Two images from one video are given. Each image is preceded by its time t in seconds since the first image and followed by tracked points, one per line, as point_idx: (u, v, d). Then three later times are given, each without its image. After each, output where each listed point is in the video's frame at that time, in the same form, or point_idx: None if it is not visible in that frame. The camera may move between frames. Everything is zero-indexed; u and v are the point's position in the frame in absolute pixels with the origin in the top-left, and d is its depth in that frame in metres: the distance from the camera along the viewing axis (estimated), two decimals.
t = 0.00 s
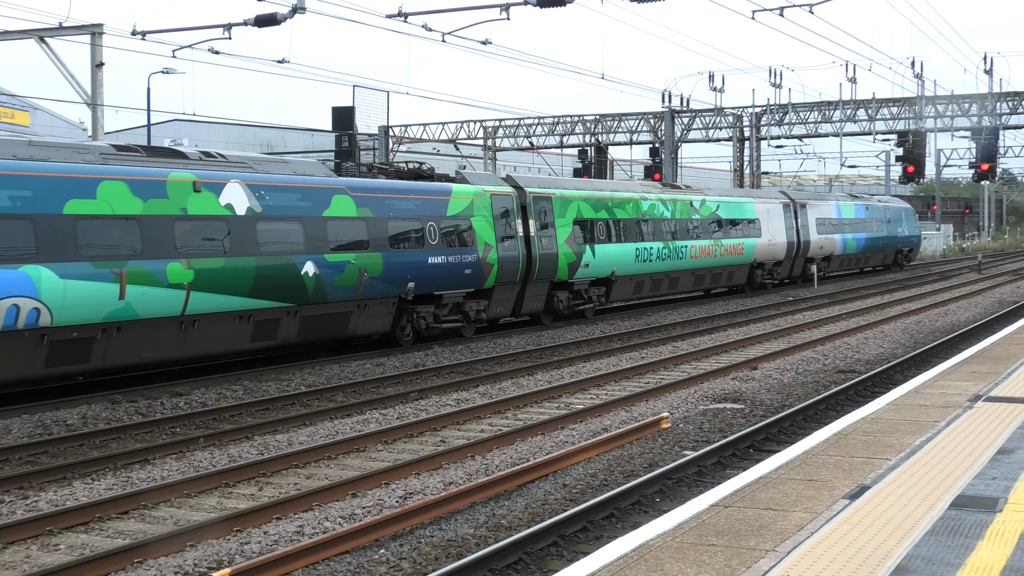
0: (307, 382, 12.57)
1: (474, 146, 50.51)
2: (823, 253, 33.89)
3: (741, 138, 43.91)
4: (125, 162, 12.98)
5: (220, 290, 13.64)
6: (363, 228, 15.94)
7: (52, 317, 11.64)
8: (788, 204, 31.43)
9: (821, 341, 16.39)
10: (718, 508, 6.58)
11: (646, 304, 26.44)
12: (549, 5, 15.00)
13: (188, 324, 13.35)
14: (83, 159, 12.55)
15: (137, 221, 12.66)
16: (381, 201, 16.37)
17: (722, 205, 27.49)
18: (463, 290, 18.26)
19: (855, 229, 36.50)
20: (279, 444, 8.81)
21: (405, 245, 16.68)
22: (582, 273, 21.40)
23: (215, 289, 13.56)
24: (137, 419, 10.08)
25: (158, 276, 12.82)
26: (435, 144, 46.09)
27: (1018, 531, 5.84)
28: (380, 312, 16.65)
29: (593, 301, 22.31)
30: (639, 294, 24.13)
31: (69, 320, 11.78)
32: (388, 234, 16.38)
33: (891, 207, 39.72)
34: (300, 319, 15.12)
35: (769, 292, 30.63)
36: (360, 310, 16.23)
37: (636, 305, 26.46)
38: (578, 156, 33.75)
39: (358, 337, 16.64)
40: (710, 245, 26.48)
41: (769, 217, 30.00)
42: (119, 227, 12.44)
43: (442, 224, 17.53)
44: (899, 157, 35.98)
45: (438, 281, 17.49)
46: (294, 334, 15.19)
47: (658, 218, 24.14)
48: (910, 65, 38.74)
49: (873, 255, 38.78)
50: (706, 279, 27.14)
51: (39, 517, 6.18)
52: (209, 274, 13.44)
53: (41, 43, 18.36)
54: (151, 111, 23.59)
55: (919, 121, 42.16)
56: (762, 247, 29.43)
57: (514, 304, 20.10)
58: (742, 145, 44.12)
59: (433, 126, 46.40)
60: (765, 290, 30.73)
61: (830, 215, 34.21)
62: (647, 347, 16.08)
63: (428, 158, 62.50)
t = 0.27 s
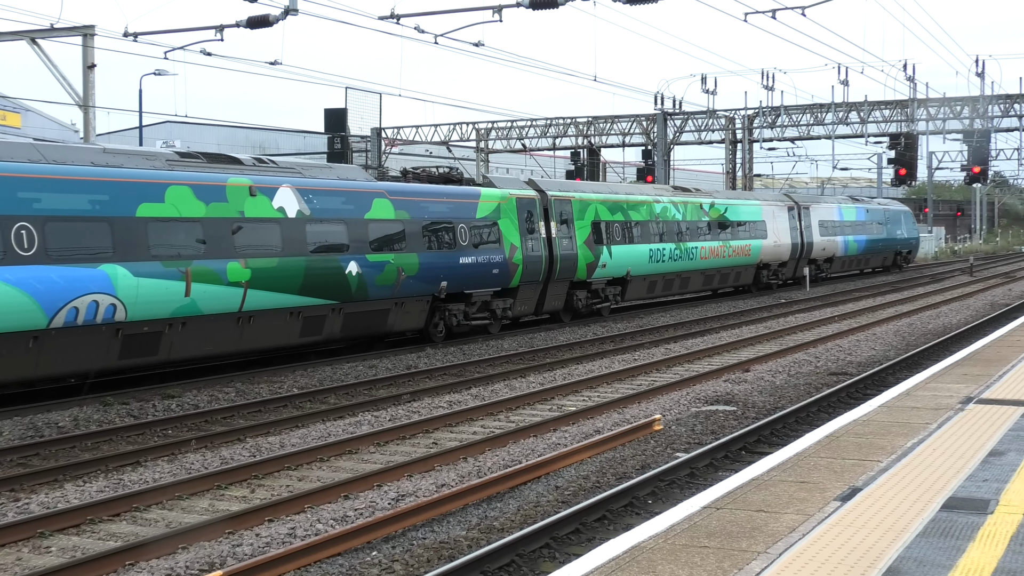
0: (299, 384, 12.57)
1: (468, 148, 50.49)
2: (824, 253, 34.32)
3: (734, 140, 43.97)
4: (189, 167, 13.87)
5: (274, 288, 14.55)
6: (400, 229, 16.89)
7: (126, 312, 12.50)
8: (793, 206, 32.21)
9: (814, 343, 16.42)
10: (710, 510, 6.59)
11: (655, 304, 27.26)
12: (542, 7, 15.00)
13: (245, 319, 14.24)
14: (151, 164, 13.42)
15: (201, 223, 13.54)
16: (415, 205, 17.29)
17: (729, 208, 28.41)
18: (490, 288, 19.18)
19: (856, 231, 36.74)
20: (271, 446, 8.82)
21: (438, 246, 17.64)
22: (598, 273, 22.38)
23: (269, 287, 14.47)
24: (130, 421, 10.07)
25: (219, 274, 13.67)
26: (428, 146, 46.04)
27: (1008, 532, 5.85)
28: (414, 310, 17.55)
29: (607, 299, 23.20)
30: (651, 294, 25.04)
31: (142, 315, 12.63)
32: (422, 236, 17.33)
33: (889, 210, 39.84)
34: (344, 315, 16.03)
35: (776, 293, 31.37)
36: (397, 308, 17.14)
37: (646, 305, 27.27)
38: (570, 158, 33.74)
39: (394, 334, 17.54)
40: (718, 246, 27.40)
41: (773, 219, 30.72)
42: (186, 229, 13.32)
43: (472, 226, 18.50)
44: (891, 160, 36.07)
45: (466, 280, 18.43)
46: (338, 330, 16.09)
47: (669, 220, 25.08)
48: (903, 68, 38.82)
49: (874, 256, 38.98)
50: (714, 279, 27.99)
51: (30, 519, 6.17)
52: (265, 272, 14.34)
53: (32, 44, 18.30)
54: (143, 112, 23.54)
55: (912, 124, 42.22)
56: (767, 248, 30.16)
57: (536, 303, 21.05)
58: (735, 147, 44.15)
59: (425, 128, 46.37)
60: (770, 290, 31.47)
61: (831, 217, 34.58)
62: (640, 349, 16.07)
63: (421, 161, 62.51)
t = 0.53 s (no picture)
0: (292, 384, 12.57)
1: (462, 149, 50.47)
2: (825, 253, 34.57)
3: (727, 141, 44.03)
4: (237, 171, 14.82)
5: (314, 285, 15.43)
6: (429, 230, 17.70)
7: (182, 307, 13.43)
8: (797, 206, 32.76)
9: (807, 344, 16.45)
10: (703, 511, 6.60)
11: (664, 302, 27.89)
12: (535, 8, 15.00)
13: (289, 315, 15.17)
14: (203, 169, 14.40)
15: (249, 224, 14.46)
16: (443, 207, 18.08)
17: (737, 209, 29.03)
18: (513, 287, 19.98)
19: (857, 232, 36.90)
20: (263, 447, 8.82)
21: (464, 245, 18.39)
22: (613, 273, 23.00)
23: (311, 285, 15.39)
24: (122, 422, 10.06)
25: (264, 272, 14.59)
26: (422, 147, 45.98)
27: (1000, 533, 5.86)
28: (442, 307, 18.39)
29: (622, 298, 23.87)
30: (663, 292, 25.69)
31: (196, 310, 13.57)
32: (449, 236, 18.13)
33: (888, 210, 39.93)
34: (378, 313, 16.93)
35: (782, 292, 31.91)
36: (426, 306, 18.00)
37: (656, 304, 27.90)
38: (563, 158, 33.72)
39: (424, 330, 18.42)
40: (727, 246, 28.02)
41: (777, 219, 31.21)
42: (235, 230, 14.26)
43: (496, 227, 19.28)
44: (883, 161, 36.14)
45: (491, 279, 19.23)
46: (371, 326, 16.96)
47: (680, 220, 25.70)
48: (895, 70, 38.91)
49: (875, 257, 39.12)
50: (723, 278, 28.61)
51: (21, 520, 6.16)
52: (306, 271, 15.23)
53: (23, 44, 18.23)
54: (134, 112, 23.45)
55: (905, 125, 42.31)
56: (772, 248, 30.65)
57: (555, 301, 21.79)
58: (729, 149, 44.17)
59: (418, 129, 46.35)
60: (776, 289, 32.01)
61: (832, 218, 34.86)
62: (634, 350, 16.09)
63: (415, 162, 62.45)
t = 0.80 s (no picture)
0: (284, 385, 12.58)
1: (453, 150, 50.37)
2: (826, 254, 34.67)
3: (719, 142, 44.04)
4: (287, 175, 15.63)
5: (356, 283, 16.35)
6: (459, 231, 18.63)
7: (238, 303, 14.30)
8: (803, 207, 33.19)
9: (799, 345, 16.49)
10: (695, 512, 6.60)
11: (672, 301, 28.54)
12: (527, 8, 15.00)
13: (331, 312, 16.05)
14: (255, 172, 15.21)
15: (297, 225, 15.34)
16: (471, 209, 19.00)
17: (744, 210, 29.66)
18: (533, 284, 20.88)
19: (857, 232, 36.99)
20: (255, 448, 8.81)
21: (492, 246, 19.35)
22: (626, 271, 23.92)
23: (353, 283, 16.30)
24: (113, 423, 10.05)
25: (312, 270, 15.46)
26: (413, 147, 45.87)
27: (991, 534, 5.87)
28: (469, 304, 19.31)
29: (634, 296, 24.68)
30: (672, 291, 26.40)
31: (250, 306, 14.45)
32: (476, 237, 19.05)
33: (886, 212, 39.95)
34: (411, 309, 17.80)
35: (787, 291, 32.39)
36: (455, 302, 18.90)
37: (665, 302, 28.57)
38: (555, 160, 33.67)
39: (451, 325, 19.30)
40: (733, 246, 28.68)
41: (782, 220, 31.56)
42: (285, 231, 15.12)
43: (518, 228, 20.17)
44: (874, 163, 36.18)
45: (515, 278, 20.15)
46: (405, 321, 17.84)
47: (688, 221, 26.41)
48: (887, 71, 38.95)
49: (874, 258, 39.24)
50: (730, 277, 29.24)
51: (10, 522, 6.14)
52: (349, 270, 16.14)
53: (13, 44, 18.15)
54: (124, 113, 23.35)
55: (896, 127, 42.38)
56: (777, 249, 31.05)
57: (571, 299, 22.67)
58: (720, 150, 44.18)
59: (410, 130, 46.21)
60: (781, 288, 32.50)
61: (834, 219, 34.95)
62: (626, 351, 16.11)
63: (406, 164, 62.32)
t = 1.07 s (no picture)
0: (276, 386, 12.58)
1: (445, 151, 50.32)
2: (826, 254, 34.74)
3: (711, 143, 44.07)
4: (329, 179, 16.54)
5: (393, 281, 17.19)
6: (485, 231, 19.40)
7: (288, 299, 15.18)
8: (806, 208, 33.49)
9: (792, 346, 16.51)
10: (687, 512, 6.61)
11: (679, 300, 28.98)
12: (519, 9, 14.99)
13: (369, 307, 16.97)
14: (302, 176, 16.09)
15: (339, 226, 16.18)
16: (497, 210, 19.74)
17: (751, 210, 30.11)
18: (554, 282, 21.62)
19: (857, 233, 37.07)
20: (247, 449, 8.80)
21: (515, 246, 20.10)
22: (639, 270, 24.50)
23: (390, 280, 17.14)
24: (104, 424, 10.03)
25: (352, 268, 16.31)
26: (406, 148, 45.79)
27: (983, 534, 5.89)
28: (494, 301, 20.10)
29: (645, 294, 25.27)
30: (680, 289, 26.88)
31: (299, 302, 15.34)
32: (501, 237, 19.81)
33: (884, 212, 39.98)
34: (442, 305, 18.68)
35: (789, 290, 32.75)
36: (482, 299, 19.70)
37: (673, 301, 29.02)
38: (547, 161, 33.64)
39: (478, 321, 20.17)
40: (740, 246, 29.11)
41: (786, 220, 31.78)
42: (328, 230, 15.95)
43: (540, 229, 20.90)
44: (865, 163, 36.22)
45: (538, 276, 20.89)
46: (435, 317, 18.64)
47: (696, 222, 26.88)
48: (878, 72, 38.98)
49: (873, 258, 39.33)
50: (737, 276, 29.67)
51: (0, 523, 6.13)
52: (385, 268, 16.96)
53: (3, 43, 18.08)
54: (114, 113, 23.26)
55: (887, 128, 42.44)
56: (780, 249, 31.35)
57: (587, 296, 23.31)
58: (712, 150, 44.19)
59: (403, 130, 46.11)
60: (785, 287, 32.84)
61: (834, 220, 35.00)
62: (617, 351, 16.11)
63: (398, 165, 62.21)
